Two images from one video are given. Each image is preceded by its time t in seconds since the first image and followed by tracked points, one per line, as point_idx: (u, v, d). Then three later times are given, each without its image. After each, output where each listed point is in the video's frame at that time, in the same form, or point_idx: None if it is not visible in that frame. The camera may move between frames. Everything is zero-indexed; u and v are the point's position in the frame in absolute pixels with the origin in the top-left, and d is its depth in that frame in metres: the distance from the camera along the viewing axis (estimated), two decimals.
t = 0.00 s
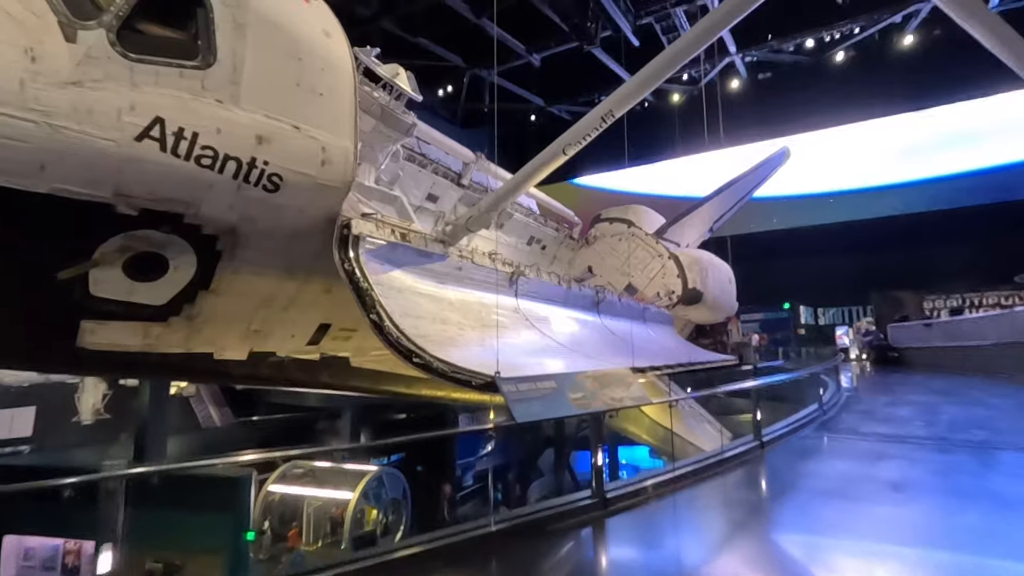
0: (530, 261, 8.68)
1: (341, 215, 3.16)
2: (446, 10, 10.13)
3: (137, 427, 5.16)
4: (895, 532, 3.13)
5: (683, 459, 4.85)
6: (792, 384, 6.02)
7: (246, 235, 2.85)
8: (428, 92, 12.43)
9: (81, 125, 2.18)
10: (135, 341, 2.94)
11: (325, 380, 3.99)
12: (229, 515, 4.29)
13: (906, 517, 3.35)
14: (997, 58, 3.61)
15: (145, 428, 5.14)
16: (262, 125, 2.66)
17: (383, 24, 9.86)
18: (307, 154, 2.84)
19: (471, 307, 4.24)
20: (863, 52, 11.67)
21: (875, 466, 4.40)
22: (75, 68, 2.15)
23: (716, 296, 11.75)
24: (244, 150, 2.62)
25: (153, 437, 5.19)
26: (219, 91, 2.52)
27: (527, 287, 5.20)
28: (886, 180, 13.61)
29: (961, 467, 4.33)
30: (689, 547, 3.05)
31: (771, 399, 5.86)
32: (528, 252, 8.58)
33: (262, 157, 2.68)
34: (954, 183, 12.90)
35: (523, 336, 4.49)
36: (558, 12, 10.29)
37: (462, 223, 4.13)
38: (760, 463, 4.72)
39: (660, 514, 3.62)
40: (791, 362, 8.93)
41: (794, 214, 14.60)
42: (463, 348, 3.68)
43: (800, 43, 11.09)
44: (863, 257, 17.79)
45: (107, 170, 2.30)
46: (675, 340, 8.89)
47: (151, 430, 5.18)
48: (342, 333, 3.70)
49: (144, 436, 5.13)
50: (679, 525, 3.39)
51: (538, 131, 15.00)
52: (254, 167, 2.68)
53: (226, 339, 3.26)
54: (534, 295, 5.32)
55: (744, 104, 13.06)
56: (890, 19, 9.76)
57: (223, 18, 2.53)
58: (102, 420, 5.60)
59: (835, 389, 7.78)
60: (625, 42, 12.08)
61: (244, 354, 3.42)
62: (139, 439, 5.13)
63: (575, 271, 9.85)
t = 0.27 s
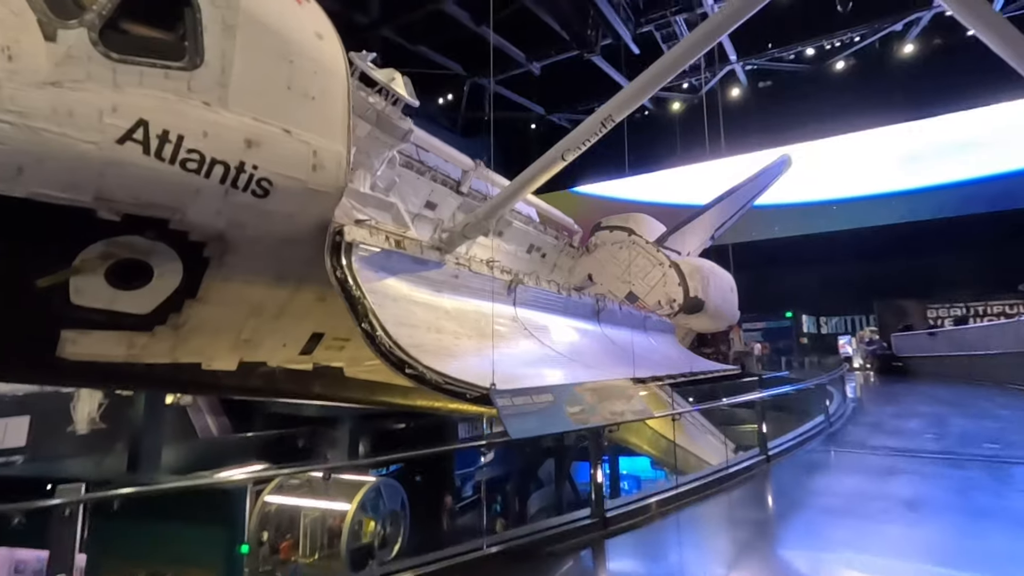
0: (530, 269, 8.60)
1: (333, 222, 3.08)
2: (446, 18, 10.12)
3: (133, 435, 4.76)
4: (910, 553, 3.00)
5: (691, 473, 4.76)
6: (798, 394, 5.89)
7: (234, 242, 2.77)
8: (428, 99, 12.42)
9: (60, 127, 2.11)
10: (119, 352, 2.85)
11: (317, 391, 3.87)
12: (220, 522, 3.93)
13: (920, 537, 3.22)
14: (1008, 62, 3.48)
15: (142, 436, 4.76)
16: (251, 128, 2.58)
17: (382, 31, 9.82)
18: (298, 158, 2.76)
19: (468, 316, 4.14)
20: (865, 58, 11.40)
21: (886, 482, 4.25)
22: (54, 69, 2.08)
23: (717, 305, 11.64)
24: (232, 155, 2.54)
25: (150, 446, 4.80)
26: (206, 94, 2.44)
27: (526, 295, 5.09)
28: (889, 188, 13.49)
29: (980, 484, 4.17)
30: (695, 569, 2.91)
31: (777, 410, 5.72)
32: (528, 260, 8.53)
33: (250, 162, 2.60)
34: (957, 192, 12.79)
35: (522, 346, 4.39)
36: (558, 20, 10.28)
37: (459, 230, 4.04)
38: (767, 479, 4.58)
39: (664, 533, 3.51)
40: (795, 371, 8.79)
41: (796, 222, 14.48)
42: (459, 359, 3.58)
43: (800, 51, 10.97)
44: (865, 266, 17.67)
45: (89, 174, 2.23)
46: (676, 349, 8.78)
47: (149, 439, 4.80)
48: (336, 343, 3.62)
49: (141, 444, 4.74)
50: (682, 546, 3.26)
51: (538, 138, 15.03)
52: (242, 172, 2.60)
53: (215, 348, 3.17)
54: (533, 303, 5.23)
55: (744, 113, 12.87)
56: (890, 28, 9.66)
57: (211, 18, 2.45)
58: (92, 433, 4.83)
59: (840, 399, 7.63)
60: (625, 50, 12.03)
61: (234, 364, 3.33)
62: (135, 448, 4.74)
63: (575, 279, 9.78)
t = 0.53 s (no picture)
0: (530, 275, 8.53)
1: (324, 225, 3.00)
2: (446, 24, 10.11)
3: (129, 442, 4.15)
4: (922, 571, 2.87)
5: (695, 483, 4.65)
6: (803, 403, 5.76)
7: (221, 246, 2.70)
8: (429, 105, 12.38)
9: (38, 127, 2.05)
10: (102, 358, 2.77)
11: (309, 400, 3.76)
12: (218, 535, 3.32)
13: (933, 556, 3.06)
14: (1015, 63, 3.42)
15: (139, 443, 4.14)
16: (238, 128, 2.51)
17: (382, 36, 9.79)
18: (287, 160, 2.70)
19: (464, 322, 4.04)
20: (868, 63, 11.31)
21: (895, 495, 4.13)
22: (32, 67, 2.02)
23: (720, 311, 11.53)
24: (218, 156, 2.47)
25: (148, 454, 4.16)
26: (191, 93, 2.38)
27: (524, 301, 5.00)
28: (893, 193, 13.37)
29: (994, 498, 4.01)
30: None
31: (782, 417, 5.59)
32: (528, 266, 8.45)
33: (237, 163, 2.53)
34: (961, 198, 12.70)
35: (520, 353, 4.30)
36: (558, 25, 10.26)
37: (455, 234, 3.96)
38: (770, 490, 4.46)
39: (664, 548, 3.42)
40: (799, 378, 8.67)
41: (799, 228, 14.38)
42: (453, 367, 3.49)
43: (802, 56, 10.92)
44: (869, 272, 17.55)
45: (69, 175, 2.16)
46: (678, 356, 8.68)
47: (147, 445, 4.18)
48: (328, 349, 3.53)
49: (138, 452, 4.12)
50: (684, 562, 3.14)
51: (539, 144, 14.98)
52: (229, 173, 2.53)
53: (202, 355, 3.08)
54: (532, 310, 5.14)
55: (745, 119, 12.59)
56: (892, 33, 9.61)
57: (196, 15, 2.38)
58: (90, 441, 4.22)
59: (845, 407, 7.51)
60: (626, 55, 11.98)
61: (223, 371, 3.25)
62: (131, 456, 4.11)
63: (576, 285, 9.70)
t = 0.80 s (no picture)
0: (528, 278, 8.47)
1: (306, 226, 2.91)
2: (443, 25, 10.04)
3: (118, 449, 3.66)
4: None
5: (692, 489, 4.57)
6: (802, 409, 5.65)
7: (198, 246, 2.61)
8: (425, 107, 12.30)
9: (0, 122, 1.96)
10: (74, 362, 2.68)
11: (294, 406, 3.67)
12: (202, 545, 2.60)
13: (937, 575, 2.91)
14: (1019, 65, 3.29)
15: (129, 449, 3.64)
16: (215, 124, 2.42)
17: (378, 37, 9.71)
18: (267, 158, 2.61)
19: (454, 326, 3.93)
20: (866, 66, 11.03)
21: (896, 506, 4.01)
22: None
23: (717, 315, 11.42)
24: (194, 153, 2.39)
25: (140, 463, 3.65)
26: (165, 88, 2.29)
27: (517, 305, 4.90)
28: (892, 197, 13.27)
29: (999, 510, 3.85)
30: None
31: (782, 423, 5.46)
32: (523, 268, 8.37)
33: (214, 160, 2.45)
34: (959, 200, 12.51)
35: (510, 359, 4.20)
36: (555, 27, 10.19)
37: (444, 235, 3.87)
38: (767, 501, 4.39)
39: (659, 564, 3.28)
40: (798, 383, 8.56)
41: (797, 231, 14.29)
42: (441, 373, 3.40)
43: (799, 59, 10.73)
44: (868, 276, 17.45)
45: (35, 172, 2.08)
46: (675, 360, 8.56)
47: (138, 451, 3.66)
48: (313, 353, 3.43)
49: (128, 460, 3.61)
50: None
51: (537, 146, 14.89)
52: (206, 171, 2.44)
53: (181, 359, 3.00)
54: (525, 313, 5.04)
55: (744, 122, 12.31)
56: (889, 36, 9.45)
57: (171, 8, 2.30)
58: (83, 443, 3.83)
59: (844, 413, 7.39)
60: (623, 57, 11.89)
61: (202, 375, 3.15)
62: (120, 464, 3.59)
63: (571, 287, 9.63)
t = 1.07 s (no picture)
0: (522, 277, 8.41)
1: (288, 221, 2.83)
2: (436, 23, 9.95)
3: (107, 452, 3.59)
4: None
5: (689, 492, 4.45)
6: (797, 409, 5.58)
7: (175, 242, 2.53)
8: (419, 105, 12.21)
9: None
10: (45, 362, 2.58)
11: (279, 407, 3.56)
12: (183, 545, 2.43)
13: None
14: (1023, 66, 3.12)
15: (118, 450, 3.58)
16: (191, 115, 2.34)
17: (371, 35, 9.61)
18: (246, 150, 2.53)
19: (442, 325, 3.85)
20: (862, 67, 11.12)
21: (894, 508, 3.93)
22: None
23: (713, 315, 11.36)
24: (169, 144, 2.30)
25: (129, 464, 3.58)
26: (139, 77, 2.21)
27: (509, 304, 4.81)
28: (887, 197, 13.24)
29: (1001, 514, 3.76)
30: None
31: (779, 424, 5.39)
32: (518, 268, 8.29)
33: (190, 152, 2.36)
34: (955, 200, 12.47)
35: (501, 359, 4.12)
36: (550, 25, 10.13)
37: (433, 232, 3.79)
38: (763, 503, 4.31)
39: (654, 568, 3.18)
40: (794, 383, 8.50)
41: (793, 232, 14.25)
42: (429, 374, 3.32)
43: (795, 58, 10.68)
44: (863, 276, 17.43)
45: None
46: (670, 360, 8.50)
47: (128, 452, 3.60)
48: (297, 353, 3.35)
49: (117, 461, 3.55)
50: None
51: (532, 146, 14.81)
52: (181, 163, 2.36)
53: (158, 359, 2.91)
54: (517, 313, 4.96)
55: (740, 121, 12.28)
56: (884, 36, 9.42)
57: None
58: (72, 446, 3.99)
59: (840, 414, 7.33)
60: (618, 56, 11.81)
61: (182, 376, 3.07)
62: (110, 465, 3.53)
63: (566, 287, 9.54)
